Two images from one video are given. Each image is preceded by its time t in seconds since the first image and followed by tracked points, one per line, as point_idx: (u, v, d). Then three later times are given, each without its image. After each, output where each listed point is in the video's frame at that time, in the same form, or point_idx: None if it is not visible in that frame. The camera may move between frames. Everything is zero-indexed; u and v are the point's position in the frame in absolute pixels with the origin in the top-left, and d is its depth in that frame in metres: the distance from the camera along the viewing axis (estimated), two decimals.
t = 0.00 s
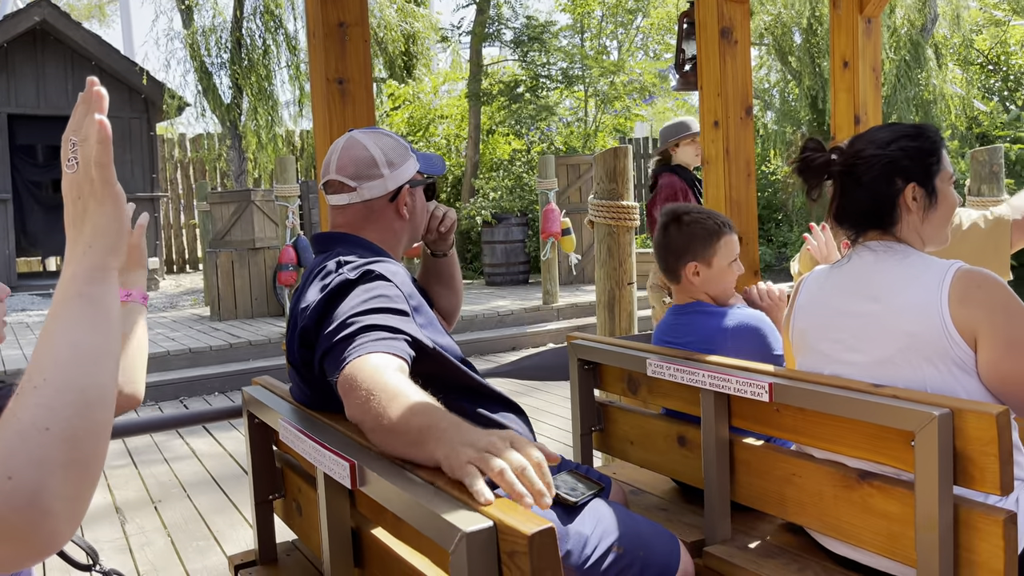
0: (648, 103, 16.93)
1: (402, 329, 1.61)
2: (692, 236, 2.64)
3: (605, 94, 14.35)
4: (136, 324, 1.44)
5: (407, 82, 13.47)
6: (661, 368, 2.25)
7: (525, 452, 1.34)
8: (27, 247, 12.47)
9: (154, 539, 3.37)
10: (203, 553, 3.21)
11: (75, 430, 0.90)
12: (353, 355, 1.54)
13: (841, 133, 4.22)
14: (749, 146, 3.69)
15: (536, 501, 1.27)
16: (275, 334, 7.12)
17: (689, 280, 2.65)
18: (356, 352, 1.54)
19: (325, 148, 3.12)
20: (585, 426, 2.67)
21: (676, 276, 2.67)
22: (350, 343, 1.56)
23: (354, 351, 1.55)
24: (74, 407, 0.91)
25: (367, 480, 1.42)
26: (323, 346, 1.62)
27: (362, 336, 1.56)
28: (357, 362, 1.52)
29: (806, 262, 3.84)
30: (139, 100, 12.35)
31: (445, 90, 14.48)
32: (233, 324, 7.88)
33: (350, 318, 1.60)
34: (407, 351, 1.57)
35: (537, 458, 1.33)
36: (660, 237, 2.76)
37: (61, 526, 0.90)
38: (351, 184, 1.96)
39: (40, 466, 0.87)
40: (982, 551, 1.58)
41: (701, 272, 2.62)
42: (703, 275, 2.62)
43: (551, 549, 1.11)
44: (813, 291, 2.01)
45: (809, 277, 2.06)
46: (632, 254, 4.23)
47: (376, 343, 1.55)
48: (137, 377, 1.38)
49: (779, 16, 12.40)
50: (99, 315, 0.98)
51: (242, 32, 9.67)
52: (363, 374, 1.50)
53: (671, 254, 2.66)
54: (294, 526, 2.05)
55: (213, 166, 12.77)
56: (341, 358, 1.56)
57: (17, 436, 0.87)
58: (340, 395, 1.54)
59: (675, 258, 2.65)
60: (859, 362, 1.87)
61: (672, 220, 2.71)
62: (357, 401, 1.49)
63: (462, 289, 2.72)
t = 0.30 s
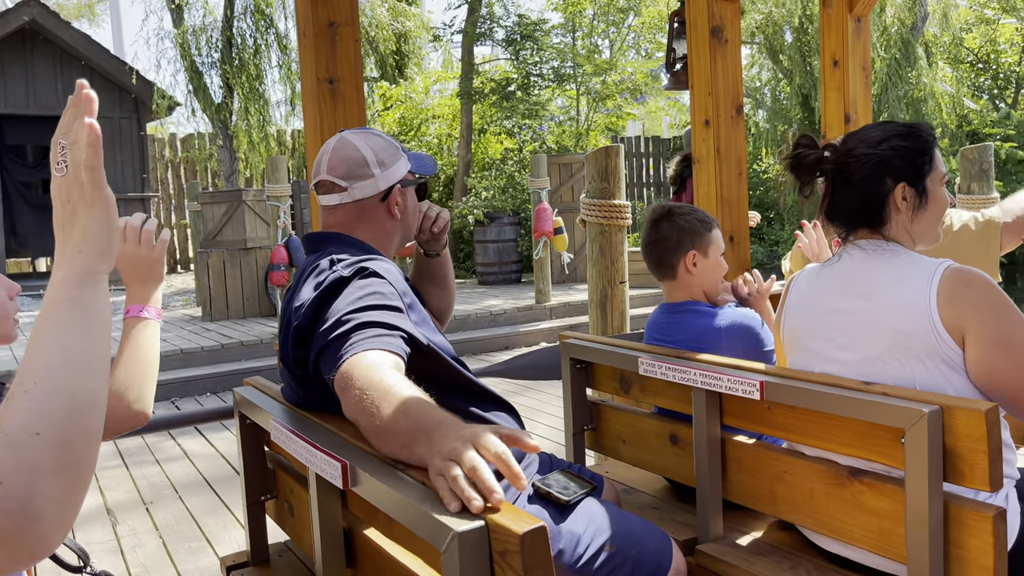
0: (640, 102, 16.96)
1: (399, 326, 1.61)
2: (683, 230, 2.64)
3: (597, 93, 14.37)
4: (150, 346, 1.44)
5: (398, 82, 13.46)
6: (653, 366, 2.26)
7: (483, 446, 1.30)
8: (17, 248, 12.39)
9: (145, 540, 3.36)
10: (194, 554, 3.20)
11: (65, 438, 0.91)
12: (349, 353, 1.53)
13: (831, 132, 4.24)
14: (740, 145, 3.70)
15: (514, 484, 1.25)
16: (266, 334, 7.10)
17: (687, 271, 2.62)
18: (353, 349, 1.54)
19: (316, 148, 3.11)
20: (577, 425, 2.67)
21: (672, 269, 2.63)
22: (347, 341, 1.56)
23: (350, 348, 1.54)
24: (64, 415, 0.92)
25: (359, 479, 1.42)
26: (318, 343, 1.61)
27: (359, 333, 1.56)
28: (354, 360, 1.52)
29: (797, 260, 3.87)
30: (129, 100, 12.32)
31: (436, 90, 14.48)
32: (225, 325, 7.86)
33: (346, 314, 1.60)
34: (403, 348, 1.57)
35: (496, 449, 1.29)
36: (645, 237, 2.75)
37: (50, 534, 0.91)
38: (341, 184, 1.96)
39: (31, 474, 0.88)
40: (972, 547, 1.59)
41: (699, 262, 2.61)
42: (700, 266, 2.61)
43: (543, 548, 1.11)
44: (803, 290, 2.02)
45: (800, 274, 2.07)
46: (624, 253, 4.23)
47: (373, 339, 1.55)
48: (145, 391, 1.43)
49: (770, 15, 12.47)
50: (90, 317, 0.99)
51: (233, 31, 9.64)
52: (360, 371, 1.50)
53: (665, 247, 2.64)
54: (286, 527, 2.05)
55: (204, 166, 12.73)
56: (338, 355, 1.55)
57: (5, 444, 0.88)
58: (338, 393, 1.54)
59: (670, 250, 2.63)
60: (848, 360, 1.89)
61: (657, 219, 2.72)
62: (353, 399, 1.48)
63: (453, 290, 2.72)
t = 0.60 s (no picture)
0: (631, 101, 16.98)
1: (386, 324, 1.61)
2: (669, 228, 2.64)
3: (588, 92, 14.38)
4: (132, 357, 1.40)
5: (389, 83, 13.44)
6: (642, 366, 2.26)
7: (486, 456, 1.30)
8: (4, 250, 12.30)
9: (134, 543, 3.34)
10: (184, 556, 3.19)
11: (47, 442, 0.93)
12: (336, 350, 1.53)
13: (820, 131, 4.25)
14: (728, 144, 3.70)
15: (511, 499, 1.26)
16: (257, 335, 7.08)
17: (674, 270, 2.62)
18: (339, 346, 1.54)
19: (304, 148, 3.10)
20: (567, 425, 2.67)
21: (658, 267, 2.63)
22: (334, 338, 1.55)
23: (337, 346, 1.54)
24: (47, 420, 0.93)
25: (347, 480, 1.42)
26: (305, 340, 1.61)
27: (345, 330, 1.56)
28: (342, 357, 1.52)
29: (785, 259, 3.88)
30: (118, 100, 12.25)
31: (427, 90, 14.47)
32: (215, 326, 7.83)
33: (333, 312, 1.60)
34: (390, 346, 1.57)
35: (501, 463, 1.28)
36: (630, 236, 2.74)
37: (33, 539, 0.92)
38: (321, 184, 1.96)
39: (13, 480, 0.90)
40: (958, 545, 1.60)
41: (685, 261, 2.62)
42: (686, 265, 2.62)
43: (529, 548, 1.11)
44: (792, 288, 2.03)
45: (789, 273, 2.07)
46: (614, 252, 4.24)
47: (360, 336, 1.55)
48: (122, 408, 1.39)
49: (760, 15, 12.53)
50: (74, 322, 1.00)
51: (222, 31, 9.61)
52: (346, 368, 1.49)
53: (652, 245, 2.63)
54: (274, 529, 2.04)
55: (194, 167, 12.68)
56: (324, 352, 1.55)
57: None
58: (325, 391, 1.53)
59: (657, 249, 2.63)
60: (836, 360, 1.89)
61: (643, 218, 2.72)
62: (340, 397, 1.48)
63: (442, 289, 2.72)
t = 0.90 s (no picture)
0: (622, 101, 17.00)
1: (375, 328, 1.61)
2: (672, 229, 2.62)
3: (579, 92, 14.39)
4: (123, 359, 1.38)
5: (380, 83, 13.42)
6: (633, 366, 2.27)
7: (477, 460, 1.31)
8: None
9: (124, 546, 3.33)
10: (174, 559, 3.17)
11: (35, 446, 0.93)
12: (324, 355, 1.53)
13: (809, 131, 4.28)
14: (718, 145, 3.72)
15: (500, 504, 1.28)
16: (248, 336, 7.06)
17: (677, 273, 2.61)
18: (327, 351, 1.53)
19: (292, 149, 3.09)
20: (558, 425, 2.67)
21: (662, 268, 2.60)
22: (322, 343, 1.55)
23: (325, 350, 1.54)
24: (32, 424, 0.93)
25: (336, 483, 1.41)
26: (293, 345, 1.61)
27: (334, 335, 1.56)
28: (330, 362, 1.51)
29: (775, 258, 3.89)
30: (107, 101, 12.18)
31: (419, 90, 14.45)
32: (205, 328, 7.79)
33: (322, 316, 1.59)
34: (379, 350, 1.57)
35: (490, 467, 1.30)
36: (627, 236, 2.70)
37: (21, 543, 0.92)
38: (309, 186, 1.96)
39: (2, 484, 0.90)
40: (947, 543, 1.61)
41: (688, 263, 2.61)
42: (688, 267, 2.61)
43: (520, 549, 1.11)
44: (782, 289, 2.03)
45: (778, 273, 2.08)
46: (605, 252, 4.24)
47: (349, 341, 1.55)
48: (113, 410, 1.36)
49: (750, 15, 12.58)
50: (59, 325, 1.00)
51: (212, 31, 9.56)
52: (334, 374, 1.49)
53: (658, 246, 2.60)
54: (264, 532, 2.03)
55: (184, 168, 12.62)
56: (312, 357, 1.54)
57: None
58: (312, 396, 1.53)
59: (663, 250, 2.60)
60: (826, 360, 1.90)
61: (641, 217, 2.68)
62: (328, 402, 1.48)
63: (433, 291, 2.71)
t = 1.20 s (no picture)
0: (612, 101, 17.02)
1: (366, 328, 1.61)
2: (670, 234, 2.60)
3: (569, 92, 14.40)
4: (115, 352, 1.38)
5: (370, 83, 13.39)
6: (622, 365, 2.27)
7: (466, 457, 1.31)
8: None
9: (113, 548, 3.31)
10: (164, 561, 3.16)
11: (22, 447, 0.92)
12: (314, 355, 1.52)
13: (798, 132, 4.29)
14: (707, 144, 3.73)
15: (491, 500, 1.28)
16: (237, 337, 7.03)
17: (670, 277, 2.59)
18: (317, 351, 1.53)
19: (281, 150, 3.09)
20: (548, 425, 2.68)
21: (659, 272, 2.58)
22: (312, 343, 1.55)
23: (316, 351, 1.53)
24: (19, 426, 0.93)
25: (325, 483, 1.41)
26: (283, 345, 1.60)
27: (325, 334, 1.55)
28: (321, 362, 1.51)
29: (763, 259, 3.92)
30: (95, 101, 12.11)
31: (409, 90, 14.43)
32: (195, 328, 7.76)
33: (312, 316, 1.59)
34: (369, 350, 1.57)
35: (481, 463, 1.31)
36: (620, 239, 2.67)
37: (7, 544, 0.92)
38: (299, 186, 1.95)
39: None
40: (934, 540, 1.62)
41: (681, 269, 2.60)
42: (683, 270, 2.61)
43: (508, 547, 1.11)
44: (769, 288, 2.04)
45: (765, 273, 2.09)
46: (595, 252, 4.24)
47: (338, 341, 1.55)
48: (111, 401, 1.33)
49: (739, 15, 12.61)
50: (48, 326, 0.99)
51: (201, 31, 9.51)
52: (325, 374, 1.49)
53: (656, 250, 2.57)
54: (253, 534, 2.03)
55: (173, 168, 12.56)
56: (303, 357, 1.54)
57: None
58: (302, 396, 1.52)
59: (660, 254, 2.58)
60: (813, 358, 1.91)
61: (640, 220, 2.64)
62: (317, 401, 1.47)
63: (423, 292, 2.71)
